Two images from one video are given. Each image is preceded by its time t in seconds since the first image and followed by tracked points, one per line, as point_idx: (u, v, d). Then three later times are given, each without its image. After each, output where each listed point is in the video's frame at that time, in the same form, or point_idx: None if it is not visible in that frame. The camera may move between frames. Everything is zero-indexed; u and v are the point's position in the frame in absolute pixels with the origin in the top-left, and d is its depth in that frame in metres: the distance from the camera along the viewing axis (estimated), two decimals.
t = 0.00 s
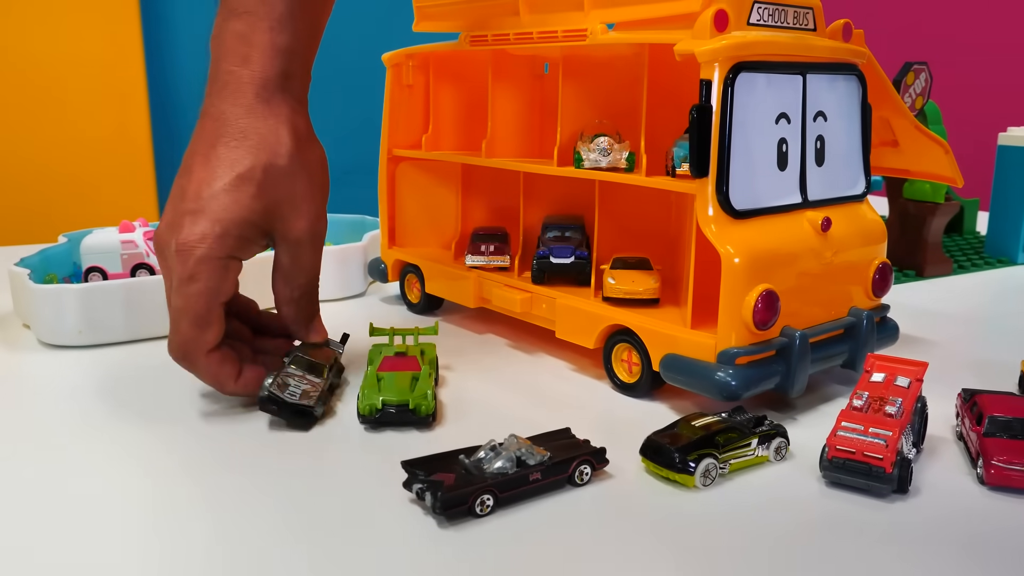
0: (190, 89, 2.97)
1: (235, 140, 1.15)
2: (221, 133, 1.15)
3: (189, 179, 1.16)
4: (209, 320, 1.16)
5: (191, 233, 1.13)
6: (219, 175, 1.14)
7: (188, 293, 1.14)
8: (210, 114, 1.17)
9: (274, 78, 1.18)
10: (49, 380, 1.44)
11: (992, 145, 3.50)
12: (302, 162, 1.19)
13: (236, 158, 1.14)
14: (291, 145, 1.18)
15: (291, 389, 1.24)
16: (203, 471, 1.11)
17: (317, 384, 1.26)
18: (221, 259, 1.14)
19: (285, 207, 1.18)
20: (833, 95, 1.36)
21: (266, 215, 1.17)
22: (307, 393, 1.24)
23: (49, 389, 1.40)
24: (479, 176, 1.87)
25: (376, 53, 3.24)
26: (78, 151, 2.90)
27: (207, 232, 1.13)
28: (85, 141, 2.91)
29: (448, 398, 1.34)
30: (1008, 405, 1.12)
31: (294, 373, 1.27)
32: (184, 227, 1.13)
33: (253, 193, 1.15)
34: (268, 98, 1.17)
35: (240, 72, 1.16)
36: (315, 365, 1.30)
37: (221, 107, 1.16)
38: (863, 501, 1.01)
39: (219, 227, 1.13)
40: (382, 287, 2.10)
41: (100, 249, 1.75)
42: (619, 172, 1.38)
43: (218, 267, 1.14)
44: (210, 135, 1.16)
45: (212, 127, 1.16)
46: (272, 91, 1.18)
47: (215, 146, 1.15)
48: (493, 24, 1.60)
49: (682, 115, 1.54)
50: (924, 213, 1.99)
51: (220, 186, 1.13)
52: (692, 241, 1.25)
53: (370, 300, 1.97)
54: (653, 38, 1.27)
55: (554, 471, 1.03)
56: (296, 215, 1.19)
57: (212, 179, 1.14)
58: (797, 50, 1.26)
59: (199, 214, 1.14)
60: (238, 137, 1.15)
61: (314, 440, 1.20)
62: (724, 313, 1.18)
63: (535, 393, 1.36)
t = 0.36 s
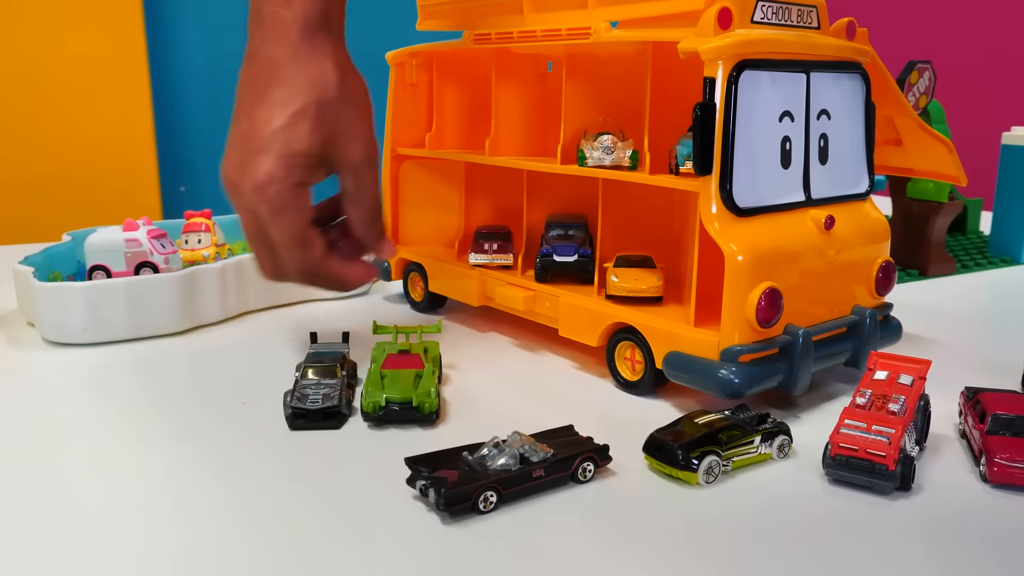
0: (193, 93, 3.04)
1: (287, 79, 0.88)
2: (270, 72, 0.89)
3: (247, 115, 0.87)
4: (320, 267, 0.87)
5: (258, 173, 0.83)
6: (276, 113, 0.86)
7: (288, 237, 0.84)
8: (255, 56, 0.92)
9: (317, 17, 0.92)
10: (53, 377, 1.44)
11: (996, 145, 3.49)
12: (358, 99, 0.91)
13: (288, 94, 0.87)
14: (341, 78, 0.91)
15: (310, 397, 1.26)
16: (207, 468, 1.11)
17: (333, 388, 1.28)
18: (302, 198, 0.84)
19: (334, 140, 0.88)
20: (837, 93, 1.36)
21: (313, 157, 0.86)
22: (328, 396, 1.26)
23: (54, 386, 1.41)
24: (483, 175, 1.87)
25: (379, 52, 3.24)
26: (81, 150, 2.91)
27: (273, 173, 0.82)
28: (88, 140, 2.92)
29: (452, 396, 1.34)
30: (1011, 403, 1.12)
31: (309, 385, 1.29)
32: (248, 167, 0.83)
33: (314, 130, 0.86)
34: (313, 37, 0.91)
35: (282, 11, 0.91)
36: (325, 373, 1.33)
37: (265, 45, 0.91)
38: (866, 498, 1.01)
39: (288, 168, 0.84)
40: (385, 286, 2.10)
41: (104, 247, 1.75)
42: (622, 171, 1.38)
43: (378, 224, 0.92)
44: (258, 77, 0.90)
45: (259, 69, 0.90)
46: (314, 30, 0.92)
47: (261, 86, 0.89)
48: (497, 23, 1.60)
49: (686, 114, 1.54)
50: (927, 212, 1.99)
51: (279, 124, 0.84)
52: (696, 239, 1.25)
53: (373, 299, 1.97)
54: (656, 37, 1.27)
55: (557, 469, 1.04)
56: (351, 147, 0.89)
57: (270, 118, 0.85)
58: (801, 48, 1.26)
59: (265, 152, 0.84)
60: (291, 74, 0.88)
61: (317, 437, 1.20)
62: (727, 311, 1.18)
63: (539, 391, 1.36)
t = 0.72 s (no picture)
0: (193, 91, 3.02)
1: (371, 79, 1.13)
2: (354, 75, 1.14)
3: (343, 121, 1.14)
4: (438, 237, 1.25)
5: (371, 168, 1.12)
6: (372, 115, 1.12)
7: (404, 219, 1.17)
8: (335, 57, 1.16)
9: (384, 11, 1.16)
10: (53, 376, 1.44)
11: (998, 145, 3.49)
12: (428, 79, 1.18)
13: (379, 95, 1.13)
14: (415, 57, 1.17)
15: (311, 398, 1.25)
16: (208, 468, 1.11)
17: (334, 388, 1.28)
18: (407, 178, 1.14)
19: (425, 123, 1.18)
20: (839, 93, 1.36)
21: (409, 140, 1.14)
22: (328, 396, 1.26)
23: (54, 385, 1.41)
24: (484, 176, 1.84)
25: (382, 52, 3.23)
26: (83, 148, 2.91)
27: (383, 169, 1.12)
28: (89, 139, 2.91)
29: (453, 396, 1.34)
30: (1014, 405, 1.11)
31: (309, 385, 1.29)
32: (360, 165, 1.12)
33: (406, 120, 1.13)
34: (386, 31, 1.16)
35: (352, 11, 1.14)
36: (326, 373, 1.32)
37: (335, 45, 1.16)
38: (868, 500, 1.01)
39: (391, 158, 1.12)
40: (386, 286, 2.10)
41: (104, 246, 1.75)
42: (624, 171, 1.38)
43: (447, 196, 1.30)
44: (340, 82, 1.15)
45: (343, 71, 1.15)
46: (386, 24, 1.16)
47: (349, 89, 1.14)
48: (500, 23, 1.59)
49: (688, 115, 1.53)
50: (930, 213, 1.99)
51: (377, 123, 1.11)
52: (697, 240, 1.25)
53: (374, 298, 1.97)
54: (658, 37, 1.27)
55: (558, 469, 1.03)
56: (437, 127, 1.19)
57: (366, 121, 1.12)
58: (802, 48, 1.26)
59: (370, 151, 1.12)
60: (374, 74, 1.13)
61: (318, 437, 1.20)
62: (728, 312, 1.18)
63: (541, 391, 1.36)
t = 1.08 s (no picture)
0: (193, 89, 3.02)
1: (387, 80, 1.18)
2: (370, 77, 1.18)
3: (360, 122, 1.19)
4: (453, 231, 1.32)
5: (390, 168, 1.17)
6: (390, 116, 1.17)
7: (421, 214, 1.24)
8: (349, 58, 1.19)
9: (397, 12, 1.20)
10: (50, 375, 1.44)
11: (999, 145, 3.48)
12: (441, 77, 1.23)
13: (395, 96, 1.17)
14: (427, 57, 1.22)
15: (308, 397, 1.25)
16: (203, 468, 1.10)
17: (331, 387, 1.28)
18: (424, 176, 1.20)
19: (439, 121, 1.24)
20: (839, 93, 1.35)
21: (425, 138, 1.19)
22: (325, 396, 1.25)
23: (51, 383, 1.40)
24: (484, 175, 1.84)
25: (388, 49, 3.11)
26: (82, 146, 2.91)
27: (403, 169, 1.17)
28: (88, 137, 2.91)
29: (450, 396, 1.34)
30: (1013, 406, 1.11)
31: (306, 384, 1.28)
32: (380, 165, 1.17)
33: (422, 119, 1.18)
34: (400, 32, 1.20)
35: (366, 13, 1.18)
36: (324, 372, 1.32)
37: (349, 47, 1.19)
38: (867, 502, 1.00)
39: (410, 156, 1.18)
40: (385, 285, 2.10)
41: (102, 245, 1.74)
42: (622, 170, 1.37)
43: (464, 187, 1.35)
44: (355, 83, 1.19)
45: (358, 72, 1.18)
46: (400, 26, 1.20)
47: (365, 90, 1.18)
48: (499, 21, 1.58)
49: (687, 114, 1.53)
50: (930, 213, 1.98)
51: (396, 124, 1.16)
52: (696, 239, 1.24)
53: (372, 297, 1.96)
54: (658, 36, 1.26)
55: (556, 470, 1.03)
56: (449, 125, 1.25)
57: (384, 121, 1.17)
58: (801, 47, 1.25)
59: (389, 152, 1.17)
60: (390, 75, 1.18)
61: (315, 437, 1.20)
62: (727, 312, 1.17)
63: (539, 391, 1.35)
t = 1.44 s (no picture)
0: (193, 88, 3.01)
1: (373, 82, 1.20)
2: (357, 77, 1.21)
3: (345, 122, 1.22)
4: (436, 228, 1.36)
5: (374, 168, 1.21)
6: (375, 116, 1.20)
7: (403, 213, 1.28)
8: (338, 60, 1.22)
9: (386, 14, 1.23)
10: (49, 373, 1.43)
11: (1001, 145, 3.47)
12: (430, 79, 1.26)
13: (381, 98, 1.20)
14: (416, 58, 1.24)
15: (309, 396, 1.24)
16: (202, 466, 1.10)
17: (331, 386, 1.27)
18: (407, 177, 1.24)
19: (427, 123, 1.26)
20: (841, 91, 1.35)
21: (409, 140, 1.22)
22: (325, 395, 1.25)
23: (50, 381, 1.40)
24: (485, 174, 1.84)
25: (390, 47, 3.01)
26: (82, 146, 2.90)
27: (386, 169, 1.21)
28: (88, 136, 2.90)
29: (451, 394, 1.33)
30: (1017, 406, 1.10)
31: (307, 382, 1.28)
32: (364, 165, 1.21)
33: (407, 121, 1.21)
34: (388, 34, 1.23)
35: (355, 15, 1.21)
36: (325, 371, 1.32)
37: (338, 48, 1.22)
38: (870, 501, 1.00)
39: (393, 158, 1.21)
40: (385, 283, 2.09)
41: (102, 243, 1.74)
42: (623, 168, 1.37)
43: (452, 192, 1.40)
44: (343, 83, 1.21)
45: (346, 74, 1.21)
46: (389, 28, 1.23)
47: (352, 91, 1.21)
48: (501, 19, 1.58)
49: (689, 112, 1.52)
50: (931, 212, 1.98)
51: (380, 125, 1.19)
52: (695, 238, 1.24)
53: (373, 296, 1.96)
54: (658, 33, 1.26)
55: (557, 469, 1.02)
56: (438, 126, 1.28)
57: (368, 121, 1.20)
58: (802, 44, 1.25)
59: (373, 152, 1.20)
60: (376, 77, 1.20)
61: (315, 436, 1.19)
62: (726, 310, 1.17)
63: (540, 389, 1.35)
